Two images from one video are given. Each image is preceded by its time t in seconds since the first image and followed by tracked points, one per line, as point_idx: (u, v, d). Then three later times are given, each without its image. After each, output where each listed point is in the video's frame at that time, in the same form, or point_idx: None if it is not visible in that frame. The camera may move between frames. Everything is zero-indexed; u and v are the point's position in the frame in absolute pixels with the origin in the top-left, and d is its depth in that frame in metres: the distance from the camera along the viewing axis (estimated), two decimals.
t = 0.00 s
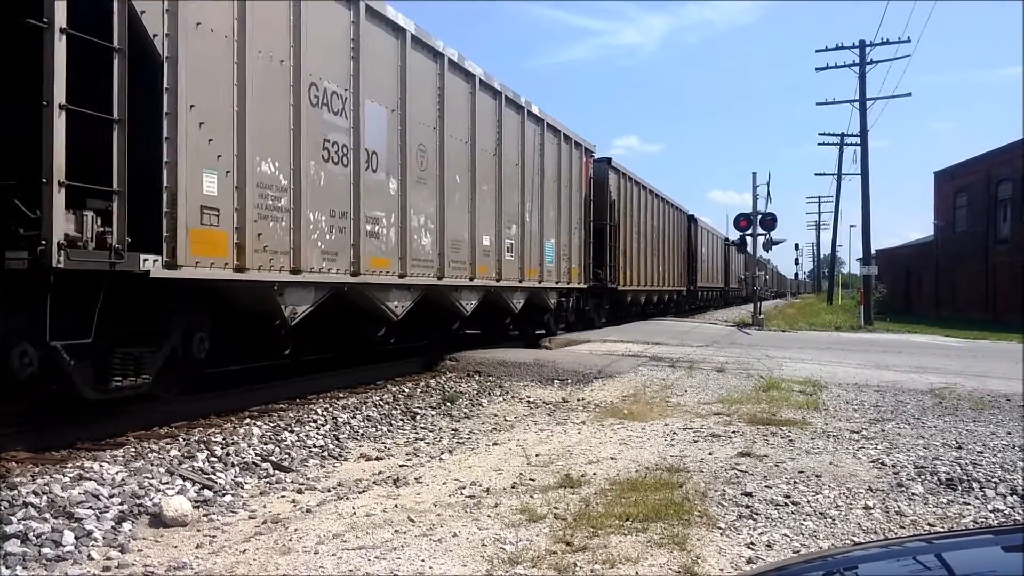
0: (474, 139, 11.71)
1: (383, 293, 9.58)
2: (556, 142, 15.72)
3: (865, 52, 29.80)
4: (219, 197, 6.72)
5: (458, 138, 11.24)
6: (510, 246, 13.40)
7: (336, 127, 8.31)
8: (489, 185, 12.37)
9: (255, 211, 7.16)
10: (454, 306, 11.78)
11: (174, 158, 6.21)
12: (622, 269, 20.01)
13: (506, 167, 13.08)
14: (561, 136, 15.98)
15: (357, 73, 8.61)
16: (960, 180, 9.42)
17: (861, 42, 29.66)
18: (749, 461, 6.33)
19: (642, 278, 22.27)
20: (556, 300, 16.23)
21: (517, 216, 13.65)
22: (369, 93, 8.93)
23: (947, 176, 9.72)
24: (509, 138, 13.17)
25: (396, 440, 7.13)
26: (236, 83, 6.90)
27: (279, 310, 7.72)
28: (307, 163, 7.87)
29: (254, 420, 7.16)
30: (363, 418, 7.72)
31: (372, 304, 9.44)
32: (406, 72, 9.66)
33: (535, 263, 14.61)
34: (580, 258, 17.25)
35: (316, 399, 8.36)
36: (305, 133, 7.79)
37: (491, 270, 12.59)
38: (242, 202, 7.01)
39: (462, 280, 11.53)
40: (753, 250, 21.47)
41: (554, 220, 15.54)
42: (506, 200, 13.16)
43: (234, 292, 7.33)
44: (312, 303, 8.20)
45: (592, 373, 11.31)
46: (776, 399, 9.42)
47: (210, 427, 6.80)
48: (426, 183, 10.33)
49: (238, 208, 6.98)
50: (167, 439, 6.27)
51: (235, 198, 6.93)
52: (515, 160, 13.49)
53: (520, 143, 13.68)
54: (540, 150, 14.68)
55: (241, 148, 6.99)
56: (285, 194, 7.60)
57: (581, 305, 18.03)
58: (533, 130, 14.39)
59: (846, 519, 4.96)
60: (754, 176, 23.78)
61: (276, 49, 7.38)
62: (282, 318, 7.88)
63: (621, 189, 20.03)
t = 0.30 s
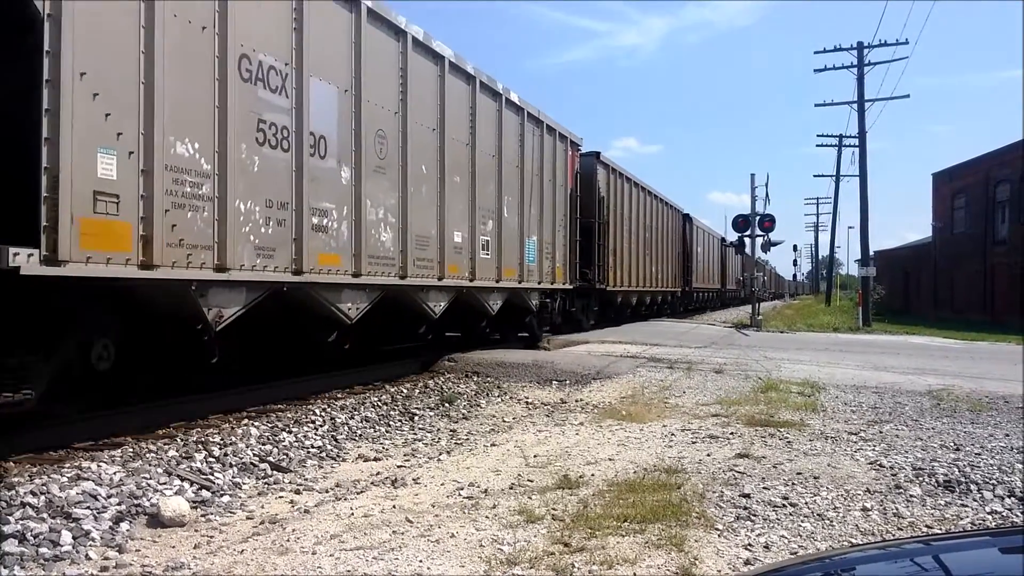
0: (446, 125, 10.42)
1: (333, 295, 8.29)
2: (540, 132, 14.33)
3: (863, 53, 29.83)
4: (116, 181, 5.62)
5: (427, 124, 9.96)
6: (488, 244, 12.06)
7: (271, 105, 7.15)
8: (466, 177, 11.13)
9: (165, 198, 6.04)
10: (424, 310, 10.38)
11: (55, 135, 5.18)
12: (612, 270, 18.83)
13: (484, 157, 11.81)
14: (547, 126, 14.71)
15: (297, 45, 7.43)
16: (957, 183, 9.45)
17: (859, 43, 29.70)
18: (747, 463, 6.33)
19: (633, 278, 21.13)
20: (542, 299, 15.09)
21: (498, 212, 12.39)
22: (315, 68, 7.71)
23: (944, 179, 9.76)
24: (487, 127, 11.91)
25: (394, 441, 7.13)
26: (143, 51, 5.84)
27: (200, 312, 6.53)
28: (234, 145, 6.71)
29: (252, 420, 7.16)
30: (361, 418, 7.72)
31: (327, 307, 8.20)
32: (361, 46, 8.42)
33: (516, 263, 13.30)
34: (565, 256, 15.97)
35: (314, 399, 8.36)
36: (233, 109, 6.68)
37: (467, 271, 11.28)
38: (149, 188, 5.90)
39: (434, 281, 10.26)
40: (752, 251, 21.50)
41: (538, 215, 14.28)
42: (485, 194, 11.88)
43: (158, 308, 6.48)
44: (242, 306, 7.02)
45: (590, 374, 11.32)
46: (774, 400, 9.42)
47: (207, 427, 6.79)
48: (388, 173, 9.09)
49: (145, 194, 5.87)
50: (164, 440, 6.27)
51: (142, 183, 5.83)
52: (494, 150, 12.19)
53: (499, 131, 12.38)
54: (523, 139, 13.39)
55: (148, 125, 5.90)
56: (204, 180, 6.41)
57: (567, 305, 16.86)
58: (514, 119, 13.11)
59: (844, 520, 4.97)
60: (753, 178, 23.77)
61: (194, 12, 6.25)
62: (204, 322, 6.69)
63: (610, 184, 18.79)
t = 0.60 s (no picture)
0: (408, 108, 9.68)
1: (270, 293, 7.64)
2: (517, 122, 13.68)
3: (862, 53, 29.86)
4: None
5: (386, 107, 9.25)
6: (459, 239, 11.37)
7: (191, 79, 6.46)
8: (431, 166, 10.42)
9: (44, 180, 5.29)
10: (384, 310, 9.74)
11: None
12: (600, 266, 18.32)
13: (453, 145, 11.09)
14: (527, 115, 14.00)
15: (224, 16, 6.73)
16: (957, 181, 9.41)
17: (858, 42, 29.72)
18: (745, 461, 6.34)
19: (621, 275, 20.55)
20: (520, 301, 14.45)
21: (469, 204, 11.69)
22: (246, 40, 7.03)
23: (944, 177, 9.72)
24: (457, 113, 11.20)
25: (393, 440, 7.13)
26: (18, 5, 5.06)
27: (97, 315, 5.88)
28: (139, 120, 5.98)
29: (251, 419, 7.16)
30: (360, 417, 7.72)
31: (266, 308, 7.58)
32: (305, 19, 7.71)
33: (491, 259, 12.63)
34: (548, 253, 15.40)
35: (313, 398, 8.37)
36: (138, 80, 5.95)
37: (433, 267, 10.60)
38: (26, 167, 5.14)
39: (393, 277, 9.58)
40: (750, 250, 21.51)
41: (515, 209, 13.60)
42: (454, 185, 11.16)
43: (52, 310, 5.89)
44: (153, 307, 6.37)
45: (589, 373, 11.33)
46: (773, 399, 9.43)
47: (206, 426, 6.79)
48: (338, 160, 8.38)
49: (17, 174, 5.11)
50: (163, 439, 6.26)
51: (12, 162, 5.06)
52: (464, 139, 11.49)
53: (472, 118, 11.67)
54: (499, 129, 12.69)
55: (25, 94, 5.13)
56: (96, 159, 5.66)
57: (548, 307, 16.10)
58: (489, 107, 12.41)
59: (842, 518, 4.97)
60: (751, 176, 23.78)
61: None
62: (104, 327, 6.03)
63: (599, 178, 18.36)
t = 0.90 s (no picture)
0: (372, 88, 8.69)
1: (201, 292, 6.55)
2: (500, 109, 12.72)
3: (862, 53, 29.88)
4: None
5: (341, 86, 8.18)
6: (432, 234, 10.36)
7: (96, 41, 5.47)
8: (399, 154, 9.37)
9: None
10: (341, 311, 8.55)
11: None
12: (589, 264, 17.44)
13: (424, 131, 10.03)
14: (507, 102, 12.96)
15: None
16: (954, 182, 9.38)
17: (858, 43, 29.74)
18: (743, 461, 6.34)
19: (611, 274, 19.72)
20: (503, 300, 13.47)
21: (443, 196, 10.62)
22: None
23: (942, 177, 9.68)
24: (429, 96, 10.15)
25: (392, 439, 7.13)
26: None
27: None
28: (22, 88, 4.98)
29: (249, 418, 7.15)
30: (358, 416, 7.71)
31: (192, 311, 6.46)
32: None
33: (469, 256, 11.56)
34: (532, 250, 14.37)
35: (312, 397, 8.36)
36: (24, 38, 4.98)
37: (400, 264, 9.52)
38: None
39: (353, 275, 8.52)
40: (749, 250, 21.50)
41: (497, 202, 12.55)
42: (425, 175, 10.08)
43: None
44: (45, 308, 5.30)
45: (588, 372, 11.33)
46: (771, 399, 9.43)
47: (204, 425, 6.78)
48: (283, 143, 7.34)
49: None
50: (161, 437, 6.26)
51: None
52: (437, 125, 10.45)
53: (445, 102, 10.62)
54: (476, 116, 11.63)
55: None
56: None
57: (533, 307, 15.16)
58: (466, 92, 11.37)
59: (840, 518, 4.98)
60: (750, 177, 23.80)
61: None
62: None
63: (588, 173, 17.57)
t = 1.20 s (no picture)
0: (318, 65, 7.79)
1: (99, 291, 5.70)
2: (476, 96, 11.82)
3: (862, 52, 29.87)
4: None
5: (281, 59, 7.31)
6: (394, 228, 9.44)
7: None
8: (354, 140, 8.49)
9: None
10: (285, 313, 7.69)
11: None
12: (576, 261, 16.56)
13: (384, 113, 9.14)
14: (483, 86, 12.04)
15: None
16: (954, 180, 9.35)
17: (858, 41, 29.74)
18: (744, 460, 6.35)
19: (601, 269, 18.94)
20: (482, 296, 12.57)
21: (407, 186, 9.69)
22: None
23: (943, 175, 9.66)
24: (391, 77, 9.27)
25: (392, 437, 7.14)
26: None
27: None
28: None
29: (250, 416, 7.15)
30: (358, 415, 7.71)
31: (85, 308, 5.61)
32: None
33: (439, 252, 10.63)
34: (511, 247, 13.43)
35: (312, 396, 8.36)
36: None
37: (355, 260, 8.61)
38: None
39: (299, 272, 7.64)
40: (749, 249, 21.48)
41: (470, 193, 11.64)
42: (385, 162, 9.18)
43: None
44: None
45: (588, 371, 11.34)
46: (771, 398, 9.44)
47: (205, 423, 6.78)
48: (208, 120, 6.48)
49: None
50: (162, 435, 6.26)
51: None
52: (401, 109, 9.54)
53: (409, 83, 9.69)
54: (446, 101, 10.71)
55: None
56: None
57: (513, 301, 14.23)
58: (435, 73, 10.44)
59: (840, 517, 4.98)
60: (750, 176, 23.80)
61: None
62: None
63: (576, 166, 16.69)
